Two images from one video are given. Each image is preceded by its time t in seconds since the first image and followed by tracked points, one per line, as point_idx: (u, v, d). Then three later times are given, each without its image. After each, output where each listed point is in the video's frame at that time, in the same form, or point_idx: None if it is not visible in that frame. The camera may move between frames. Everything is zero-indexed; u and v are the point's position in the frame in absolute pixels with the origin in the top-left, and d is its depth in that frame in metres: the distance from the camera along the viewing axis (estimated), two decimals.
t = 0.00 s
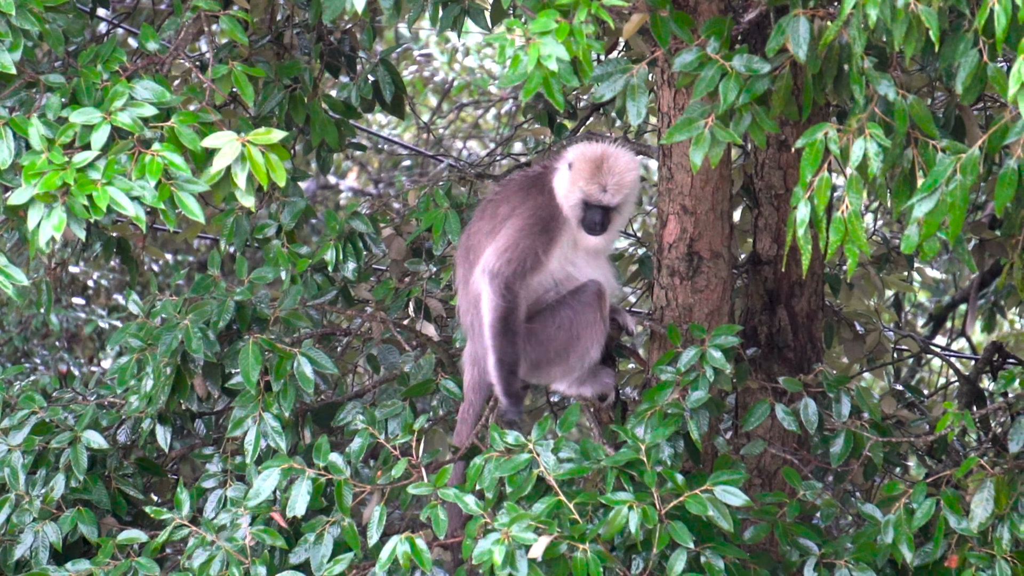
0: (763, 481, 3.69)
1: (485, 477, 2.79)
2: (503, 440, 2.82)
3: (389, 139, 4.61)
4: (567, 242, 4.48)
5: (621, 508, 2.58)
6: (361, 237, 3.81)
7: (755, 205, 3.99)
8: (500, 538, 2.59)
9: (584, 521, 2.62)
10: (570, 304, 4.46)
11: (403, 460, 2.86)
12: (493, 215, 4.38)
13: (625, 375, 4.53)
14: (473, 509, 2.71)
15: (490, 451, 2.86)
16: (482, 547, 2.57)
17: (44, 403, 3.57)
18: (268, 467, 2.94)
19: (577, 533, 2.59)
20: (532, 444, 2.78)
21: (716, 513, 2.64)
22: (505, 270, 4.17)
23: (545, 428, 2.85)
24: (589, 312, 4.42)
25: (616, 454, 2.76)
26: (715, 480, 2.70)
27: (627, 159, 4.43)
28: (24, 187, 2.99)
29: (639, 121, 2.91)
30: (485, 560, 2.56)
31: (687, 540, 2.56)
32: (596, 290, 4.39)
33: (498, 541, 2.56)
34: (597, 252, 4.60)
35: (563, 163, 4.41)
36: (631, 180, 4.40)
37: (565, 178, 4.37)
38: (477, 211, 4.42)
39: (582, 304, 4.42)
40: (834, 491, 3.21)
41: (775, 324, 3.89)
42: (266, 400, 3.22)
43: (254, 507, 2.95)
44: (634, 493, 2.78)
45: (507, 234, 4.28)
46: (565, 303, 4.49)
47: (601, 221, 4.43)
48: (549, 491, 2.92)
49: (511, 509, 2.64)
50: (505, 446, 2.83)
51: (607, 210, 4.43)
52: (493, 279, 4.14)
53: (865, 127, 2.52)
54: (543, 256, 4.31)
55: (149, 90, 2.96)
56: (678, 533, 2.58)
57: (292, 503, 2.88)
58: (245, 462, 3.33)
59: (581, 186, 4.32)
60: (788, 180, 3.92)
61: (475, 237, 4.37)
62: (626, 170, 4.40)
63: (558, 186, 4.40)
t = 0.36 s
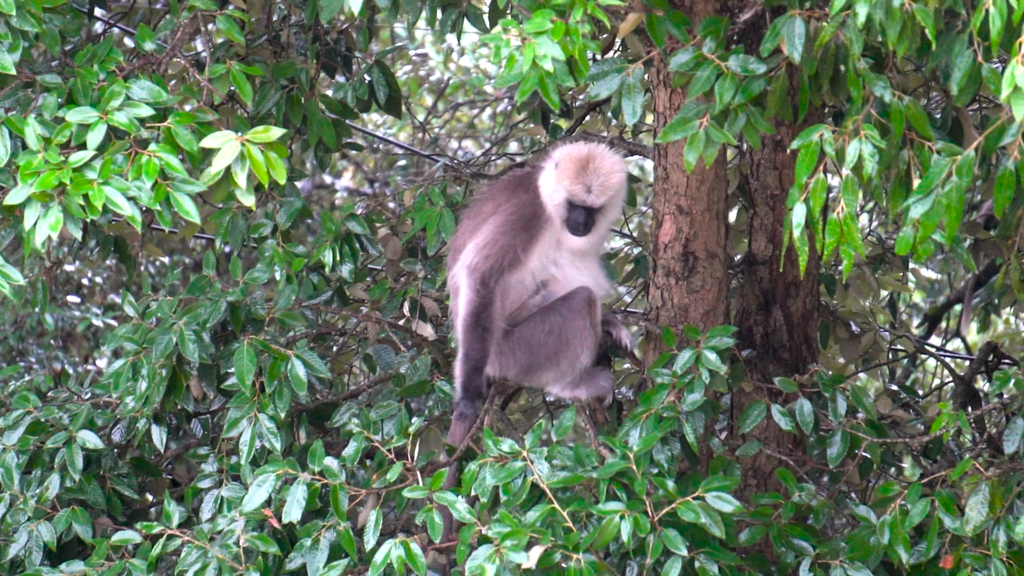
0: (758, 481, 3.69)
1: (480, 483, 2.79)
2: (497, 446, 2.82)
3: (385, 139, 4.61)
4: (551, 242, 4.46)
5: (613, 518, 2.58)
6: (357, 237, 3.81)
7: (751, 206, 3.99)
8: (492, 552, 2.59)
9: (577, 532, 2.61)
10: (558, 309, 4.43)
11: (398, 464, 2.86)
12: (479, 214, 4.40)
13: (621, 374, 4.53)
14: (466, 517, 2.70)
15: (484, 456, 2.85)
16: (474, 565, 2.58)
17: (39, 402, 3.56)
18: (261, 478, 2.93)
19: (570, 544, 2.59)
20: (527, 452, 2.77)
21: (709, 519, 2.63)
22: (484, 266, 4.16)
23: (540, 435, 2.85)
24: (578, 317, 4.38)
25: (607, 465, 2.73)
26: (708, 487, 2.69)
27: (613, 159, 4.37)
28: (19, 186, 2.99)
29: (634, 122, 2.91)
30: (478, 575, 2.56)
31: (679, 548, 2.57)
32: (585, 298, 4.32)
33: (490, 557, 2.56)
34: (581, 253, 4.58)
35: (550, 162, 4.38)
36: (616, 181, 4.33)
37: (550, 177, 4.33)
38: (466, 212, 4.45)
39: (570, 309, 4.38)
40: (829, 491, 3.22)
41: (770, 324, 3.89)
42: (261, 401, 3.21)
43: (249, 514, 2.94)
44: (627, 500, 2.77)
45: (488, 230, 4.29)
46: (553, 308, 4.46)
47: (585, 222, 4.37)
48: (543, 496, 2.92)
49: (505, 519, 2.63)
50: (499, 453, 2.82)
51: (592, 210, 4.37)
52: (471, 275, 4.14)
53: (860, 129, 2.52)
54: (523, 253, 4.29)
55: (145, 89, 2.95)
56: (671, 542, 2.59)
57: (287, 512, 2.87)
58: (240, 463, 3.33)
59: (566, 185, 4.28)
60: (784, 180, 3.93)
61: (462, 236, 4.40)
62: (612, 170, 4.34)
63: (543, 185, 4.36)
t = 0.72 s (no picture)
0: (754, 485, 3.69)
1: (475, 491, 2.79)
2: (493, 456, 2.82)
3: (381, 142, 4.60)
4: (536, 244, 4.40)
5: (611, 536, 2.58)
6: (353, 240, 3.81)
7: (746, 209, 3.99)
8: (490, 563, 2.59)
9: (572, 545, 2.64)
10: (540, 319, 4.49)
11: (394, 473, 2.86)
12: (466, 217, 4.39)
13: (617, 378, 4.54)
14: (461, 528, 2.69)
15: (480, 465, 2.85)
16: None
17: (34, 406, 3.55)
18: (254, 491, 2.92)
19: (566, 557, 2.61)
20: (524, 462, 2.77)
21: (704, 540, 2.62)
22: (469, 273, 4.18)
23: (536, 446, 2.85)
24: (563, 327, 4.44)
25: (603, 483, 2.73)
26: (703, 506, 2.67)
27: (599, 163, 4.23)
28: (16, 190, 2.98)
29: (630, 126, 2.91)
30: None
31: (674, 564, 2.56)
32: (572, 311, 4.41)
33: (487, 569, 2.55)
34: (570, 256, 4.45)
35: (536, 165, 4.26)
36: (602, 186, 4.20)
37: (535, 181, 4.23)
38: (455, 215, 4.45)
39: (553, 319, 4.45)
40: (825, 495, 3.23)
41: (766, 328, 3.90)
42: (257, 407, 3.21)
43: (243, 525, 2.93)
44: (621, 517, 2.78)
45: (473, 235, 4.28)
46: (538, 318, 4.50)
47: (571, 225, 4.30)
48: (539, 506, 2.92)
49: (500, 529, 2.64)
50: (495, 462, 2.82)
51: (578, 215, 4.28)
52: (456, 282, 4.16)
53: (856, 134, 2.52)
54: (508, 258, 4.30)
55: (143, 94, 2.95)
56: (666, 557, 2.58)
57: (283, 524, 2.86)
58: (235, 467, 3.32)
59: (551, 189, 4.17)
60: (780, 184, 3.93)
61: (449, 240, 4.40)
62: (598, 174, 4.20)
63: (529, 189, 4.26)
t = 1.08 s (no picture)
0: (751, 491, 3.69)
1: (469, 499, 2.79)
2: (488, 464, 2.81)
3: (378, 148, 4.60)
4: (529, 250, 4.37)
5: (607, 546, 2.57)
6: (349, 246, 3.81)
7: (743, 215, 3.99)
8: (484, 571, 2.57)
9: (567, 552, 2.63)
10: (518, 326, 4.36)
11: (388, 481, 2.86)
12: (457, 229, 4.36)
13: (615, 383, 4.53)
14: (455, 537, 2.69)
15: (474, 473, 2.85)
16: None
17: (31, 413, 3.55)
18: (248, 502, 2.92)
19: (561, 565, 2.61)
20: (518, 471, 2.78)
21: (696, 555, 2.61)
22: (464, 285, 4.18)
23: (531, 454, 2.85)
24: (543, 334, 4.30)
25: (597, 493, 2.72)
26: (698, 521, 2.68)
27: (587, 165, 4.20)
28: (14, 197, 2.99)
29: (626, 133, 2.92)
30: None
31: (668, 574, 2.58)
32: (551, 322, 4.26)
33: (482, 575, 2.54)
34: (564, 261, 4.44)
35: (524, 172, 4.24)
36: (591, 188, 4.18)
37: (524, 188, 4.21)
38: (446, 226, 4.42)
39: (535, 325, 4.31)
40: (821, 501, 3.23)
41: (763, 334, 3.89)
42: (253, 416, 3.20)
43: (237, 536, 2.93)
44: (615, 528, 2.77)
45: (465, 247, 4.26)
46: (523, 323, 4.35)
47: (563, 230, 4.26)
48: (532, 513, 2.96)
49: (494, 538, 2.64)
50: (489, 470, 2.82)
51: (569, 219, 4.26)
52: (451, 294, 4.15)
53: (853, 141, 2.53)
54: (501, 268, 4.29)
55: (141, 101, 2.96)
56: (660, 567, 2.60)
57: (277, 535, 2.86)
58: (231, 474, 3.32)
59: (539, 194, 4.15)
60: (776, 190, 3.93)
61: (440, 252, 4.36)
62: (586, 176, 4.18)
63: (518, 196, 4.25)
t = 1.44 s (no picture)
0: (747, 494, 3.68)
1: (462, 504, 2.79)
2: (480, 468, 2.81)
3: (375, 151, 4.60)
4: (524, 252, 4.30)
5: (596, 544, 2.57)
6: (346, 249, 3.81)
7: (740, 218, 3.99)
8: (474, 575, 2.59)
9: (559, 555, 2.62)
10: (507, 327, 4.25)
11: (384, 487, 2.85)
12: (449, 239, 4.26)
13: (612, 386, 4.53)
14: (448, 541, 2.69)
15: (467, 478, 2.84)
16: None
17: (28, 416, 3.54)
18: (244, 507, 2.91)
19: (552, 567, 2.60)
20: (509, 474, 2.77)
21: (688, 550, 2.62)
22: (465, 298, 4.09)
23: (522, 457, 2.85)
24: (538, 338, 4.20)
25: (589, 491, 2.73)
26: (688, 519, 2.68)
27: (574, 162, 4.16)
28: (13, 201, 2.99)
29: (623, 137, 2.92)
30: None
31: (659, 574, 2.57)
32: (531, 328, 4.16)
33: None
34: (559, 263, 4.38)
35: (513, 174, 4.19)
36: (580, 185, 4.13)
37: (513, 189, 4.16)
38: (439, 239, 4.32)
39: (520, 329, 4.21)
40: (818, 504, 3.23)
41: (760, 337, 3.89)
42: (250, 420, 3.20)
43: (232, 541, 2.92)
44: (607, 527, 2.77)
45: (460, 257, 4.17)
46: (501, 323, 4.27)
47: (555, 228, 4.19)
48: (527, 518, 2.91)
49: (486, 541, 2.63)
50: (482, 475, 2.81)
51: (561, 217, 4.19)
52: (452, 307, 4.07)
53: (850, 143, 2.53)
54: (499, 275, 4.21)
55: (140, 105, 2.96)
56: (651, 567, 2.59)
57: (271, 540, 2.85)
58: (227, 478, 3.31)
59: (529, 193, 4.11)
60: (773, 193, 3.93)
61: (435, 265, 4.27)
62: (574, 173, 4.14)
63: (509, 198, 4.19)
